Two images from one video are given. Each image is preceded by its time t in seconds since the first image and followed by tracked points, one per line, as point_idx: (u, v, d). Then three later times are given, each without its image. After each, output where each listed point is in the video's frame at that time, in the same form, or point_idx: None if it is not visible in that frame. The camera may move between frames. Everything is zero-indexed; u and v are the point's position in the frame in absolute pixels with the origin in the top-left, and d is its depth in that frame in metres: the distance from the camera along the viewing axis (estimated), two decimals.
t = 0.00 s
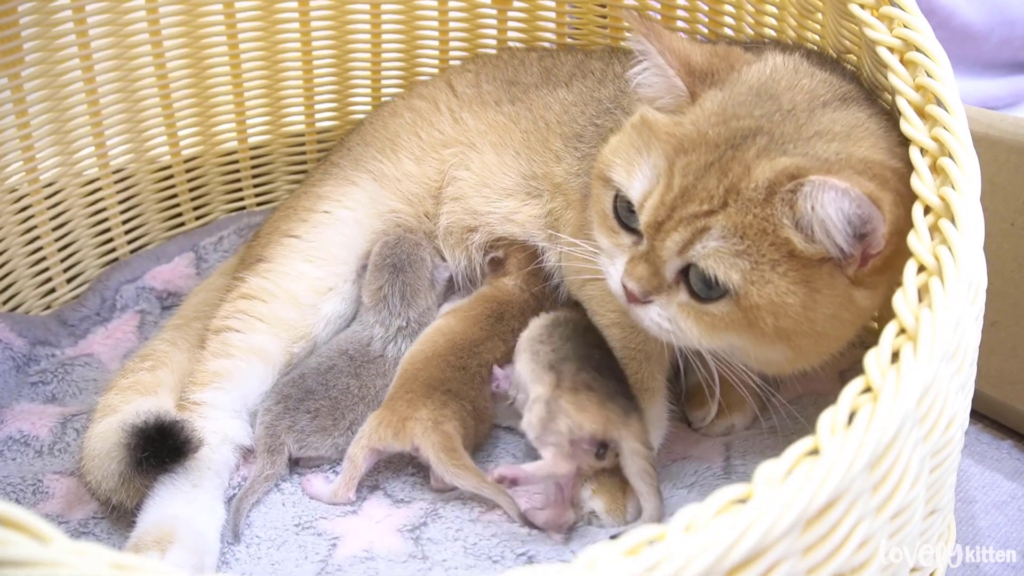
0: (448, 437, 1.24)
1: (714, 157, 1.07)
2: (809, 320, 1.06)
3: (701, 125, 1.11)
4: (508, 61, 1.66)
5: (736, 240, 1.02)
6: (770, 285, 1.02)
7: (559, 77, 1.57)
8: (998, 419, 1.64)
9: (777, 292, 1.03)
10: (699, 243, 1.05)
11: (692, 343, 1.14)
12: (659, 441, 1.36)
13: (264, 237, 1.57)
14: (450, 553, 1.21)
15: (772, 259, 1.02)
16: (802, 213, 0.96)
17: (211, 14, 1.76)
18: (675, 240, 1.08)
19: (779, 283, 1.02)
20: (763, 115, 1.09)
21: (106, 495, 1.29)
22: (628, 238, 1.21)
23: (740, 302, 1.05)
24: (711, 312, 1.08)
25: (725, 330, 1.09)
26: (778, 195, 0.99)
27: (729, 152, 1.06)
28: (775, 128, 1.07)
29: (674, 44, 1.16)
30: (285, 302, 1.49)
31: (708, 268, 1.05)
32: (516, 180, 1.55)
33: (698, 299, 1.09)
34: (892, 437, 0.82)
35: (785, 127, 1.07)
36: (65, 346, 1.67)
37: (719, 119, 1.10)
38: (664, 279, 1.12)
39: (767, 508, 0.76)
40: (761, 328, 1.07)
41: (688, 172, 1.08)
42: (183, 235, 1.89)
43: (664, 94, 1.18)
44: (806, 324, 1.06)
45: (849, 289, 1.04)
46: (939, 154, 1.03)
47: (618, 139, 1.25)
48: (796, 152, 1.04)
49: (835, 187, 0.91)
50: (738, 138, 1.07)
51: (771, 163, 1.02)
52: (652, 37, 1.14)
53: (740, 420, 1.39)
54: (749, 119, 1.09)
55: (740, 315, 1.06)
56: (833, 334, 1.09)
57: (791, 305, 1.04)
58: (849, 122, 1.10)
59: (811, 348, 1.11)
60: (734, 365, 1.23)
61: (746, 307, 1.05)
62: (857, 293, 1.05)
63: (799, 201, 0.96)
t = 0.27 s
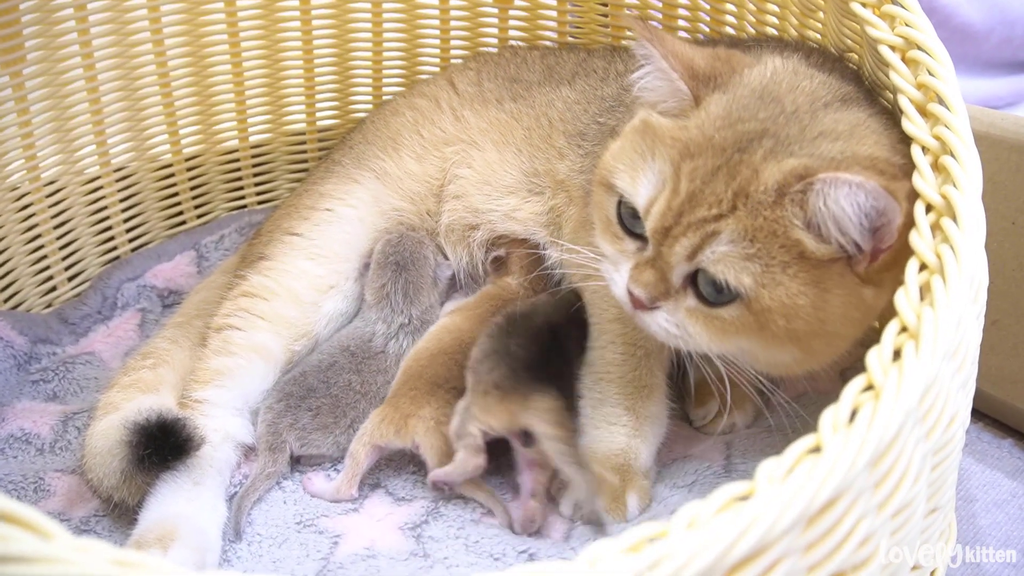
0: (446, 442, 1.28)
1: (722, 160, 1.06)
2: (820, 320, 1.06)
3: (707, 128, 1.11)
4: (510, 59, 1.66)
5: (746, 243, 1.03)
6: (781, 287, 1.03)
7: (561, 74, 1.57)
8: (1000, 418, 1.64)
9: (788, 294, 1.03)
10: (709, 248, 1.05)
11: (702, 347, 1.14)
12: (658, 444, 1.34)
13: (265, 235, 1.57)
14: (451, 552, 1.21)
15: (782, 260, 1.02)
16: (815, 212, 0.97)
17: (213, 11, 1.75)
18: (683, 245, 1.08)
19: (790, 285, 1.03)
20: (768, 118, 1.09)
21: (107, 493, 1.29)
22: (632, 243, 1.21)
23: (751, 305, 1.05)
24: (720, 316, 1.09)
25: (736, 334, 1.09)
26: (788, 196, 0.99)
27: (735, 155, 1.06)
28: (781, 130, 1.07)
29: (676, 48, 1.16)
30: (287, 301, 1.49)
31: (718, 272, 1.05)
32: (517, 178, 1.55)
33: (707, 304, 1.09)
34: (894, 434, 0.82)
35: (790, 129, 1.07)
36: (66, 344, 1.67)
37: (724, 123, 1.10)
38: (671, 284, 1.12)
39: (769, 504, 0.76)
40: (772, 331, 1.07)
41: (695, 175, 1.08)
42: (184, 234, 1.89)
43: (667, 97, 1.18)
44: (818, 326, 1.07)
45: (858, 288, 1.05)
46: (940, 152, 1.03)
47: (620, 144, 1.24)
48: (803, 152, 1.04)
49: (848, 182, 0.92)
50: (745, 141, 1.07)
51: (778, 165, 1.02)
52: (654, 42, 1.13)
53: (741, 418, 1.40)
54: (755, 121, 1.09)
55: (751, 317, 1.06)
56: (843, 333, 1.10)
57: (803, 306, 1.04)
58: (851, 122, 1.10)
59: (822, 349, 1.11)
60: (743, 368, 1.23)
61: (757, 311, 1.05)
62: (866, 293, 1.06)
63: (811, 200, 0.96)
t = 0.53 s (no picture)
0: (444, 438, 1.29)
1: (722, 151, 1.07)
2: (822, 312, 1.06)
3: (707, 120, 1.11)
4: (513, 57, 1.66)
5: (748, 233, 1.03)
6: (783, 279, 1.03)
7: (565, 72, 1.57)
8: (1002, 418, 1.64)
9: (790, 285, 1.03)
10: (710, 239, 1.05)
11: (703, 341, 1.13)
12: (657, 441, 1.35)
13: (268, 234, 1.58)
14: (453, 551, 1.21)
15: (784, 251, 1.02)
16: (817, 200, 0.98)
17: (216, 9, 1.76)
18: (684, 236, 1.08)
19: (792, 277, 1.03)
20: (767, 110, 1.09)
21: (110, 491, 1.29)
22: (631, 237, 1.21)
23: (753, 297, 1.05)
24: (722, 310, 1.09)
25: (738, 326, 1.09)
26: (788, 186, 1.00)
27: (736, 147, 1.06)
28: (780, 122, 1.08)
29: (676, 41, 1.16)
30: (290, 299, 1.49)
31: (719, 264, 1.05)
32: (520, 174, 1.55)
33: (709, 296, 1.09)
34: (895, 433, 0.82)
35: (789, 120, 1.08)
36: (68, 342, 1.67)
37: (724, 114, 1.11)
38: (671, 276, 1.12)
39: (770, 502, 0.76)
40: (774, 322, 1.07)
41: (694, 167, 1.08)
42: (185, 233, 1.89)
43: (667, 91, 1.18)
44: (820, 317, 1.07)
45: (859, 279, 1.05)
46: (943, 152, 1.03)
47: (617, 136, 1.24)
48: (802, 143, 1.05)
49: (850, 168, 0.93)
50: (745, 133, 1.07)
51: (778, 155, 1.03)
52: (654, 35, 1.14)
53: (744, 417, 1.39)
54: (754, 114, 1.09)
55: (753, 310, 1.06)
56: (844, 325, 1.10)
57: (805, 298, 1.04)
58: (849, 112, 1.11)
59: (824, 342, 1.11)
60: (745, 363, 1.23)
61: (759, 303, 1.05)
62: (868, 284, 1.06)
63: (812, 188, 0.97)
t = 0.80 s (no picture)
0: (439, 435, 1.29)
1: (726, 169, 1.07)
2: (827, 328, 1.08)
3: (708, 136, 1.10)
4: (513, 58, 1.66)
5: (754, 253, 1.03)
6: (789, 297, 1.05)
7: (566, 73, 1.57)
8: (1001, 420, 1.64)
9: (796, 304, 1.05)
10: (715, 259, 1.06)
11: (707, 357, 1.15)
12: (657, 448, 1.36)
13: (267, 236, 1.58)
14: (451, 555, 1.20)
15: (790, 270, 1.04)
16: (823, 218, 0.98)
17: (215, 11, 1.76)
18: (690, 256, 1.08)
19: (798, 295, 1.05)
20: (769, 125, 1.09)
21: (109, 494, 1.29)
22: (632, 253, 1.21)
23: (758, 316, 1.07)
24: (727, 327, 1.10)
25: (742, 342, 1.11)
26: (794, 205, 1.00)
27: (740, 164, 1.06)
28: (783, 137, 1.07)
29: (675, 54, 1.14)
30: (289, 302, 1.49)
31: (725, 285, 1.06)
32: (520, 175, 1.54)
33: (713, 314, 1.11)
34: (895, 438, 0.82)
35: (791, 135, 1.07)
36: (68, 345, 1.67)
37: (726, 131, 1.10)
38: (675, 294, 1.12)
39: (770, 509, 0.76)
40: (779, 340, 1.09)
41: (698, 185, 1.08)
42: (185, 236, 1.89)
43: (666, 105, 1.17)
44: (825, 334, 1.09)
45: (862, 294, 1.07)
46: (942, 156, 1.03)
47: (618, 150, 1.23)
48: (806, 159, 1.05)
49: (855, 185, 0.93)
50: (749, 149, 1.07)
51: (783, 172, 1.03)
52: (654, 49, 1.12)
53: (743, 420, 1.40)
54: (756, 129, 1.08)
55: (758, 328, 1.08)
56: (846, 341, 1.12)
57: (811, 315, 1.06)
58: (850, 124, 1.10)
59: (827, 356, 1.14)
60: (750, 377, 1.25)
61: (764, 321, 1.07)
62: (873, 299, 1.08)
63: (817, 206, 0.98)
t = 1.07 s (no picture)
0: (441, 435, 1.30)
1: (723, 170, 1.07)
2: (823, 329, 1.08)
3: (707, 138, 1.11)
4: (515, 59, 1.66)
5: (750, 254, 1.04)
6: (785, 298, 1.05)
7: (567, 75, 1.57)
8: (1002, 422, 1.64)
9: (792, 304, 1.05)
10: (712, 259, 1.06)
11: (703, 357, 1.15)
12: (657, 451, 1.36)
13: (267, 238, 1.58)
14: (452, 557, 1.20)
15: (786, 270, 1.04)
16: (820, 218, 0.99)
17: (216, 13, 1.76)
18: (686, 256, 1.08)
19: (794, 296, 1.05)
20: (768, 127, 1.09)
21: (110, 496, 1.29)
22: (631, 253, 1.21)
23: (755, 317, 1.08)
24: (723, 327, 1.10)
25: (739, 343, 1.11)
26: (791, 205, 1.01)
27: (738, 165, 1.06)
28: (781, 139, 1.08)
29: (676, 56, 1.15)
30: (290, 303, 1.49)
31: (721, 285, 1.07)
32: (521, 174, 1.55)
33: (709, 314, 1.11)
34: (896, 440, 0.82)
35: (790, 137, 1.08)
36: (68, 347, 1.67)
37: (726, 132, 1.10)
38: (672, 294, 1.13)
39: (770, 511, 0.76)
40: (775, 341, 1.09)
41: (697, 186, 1.09)
42: (185, 237, 1.89)
43: (666, 108, 1.17)
44: (821, 335, 1.09)
45: (859, 295, 1.07)
46: (943, 158, 1.03)
47: (618, 151, 1.23)
48: (804, 160, 1.05)
49: (851, 185, 0.94)
50: (747, 150, 1.07)
51: (781, 174, 1.04)
52: (654, 51, 1.12)
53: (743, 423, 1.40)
54: (755, 131, 1.09)
55: (754, 329, 1.09)
56: (844, 342, 1.12)
57: (807, 316, 1.07)
58: (849, 127, 1.10)
59: (824, 358, 1.14)
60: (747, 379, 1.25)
61: (760, 322, 1.08)
62: (869, 301, 1.09)
63: (814, 207, 0.98)
